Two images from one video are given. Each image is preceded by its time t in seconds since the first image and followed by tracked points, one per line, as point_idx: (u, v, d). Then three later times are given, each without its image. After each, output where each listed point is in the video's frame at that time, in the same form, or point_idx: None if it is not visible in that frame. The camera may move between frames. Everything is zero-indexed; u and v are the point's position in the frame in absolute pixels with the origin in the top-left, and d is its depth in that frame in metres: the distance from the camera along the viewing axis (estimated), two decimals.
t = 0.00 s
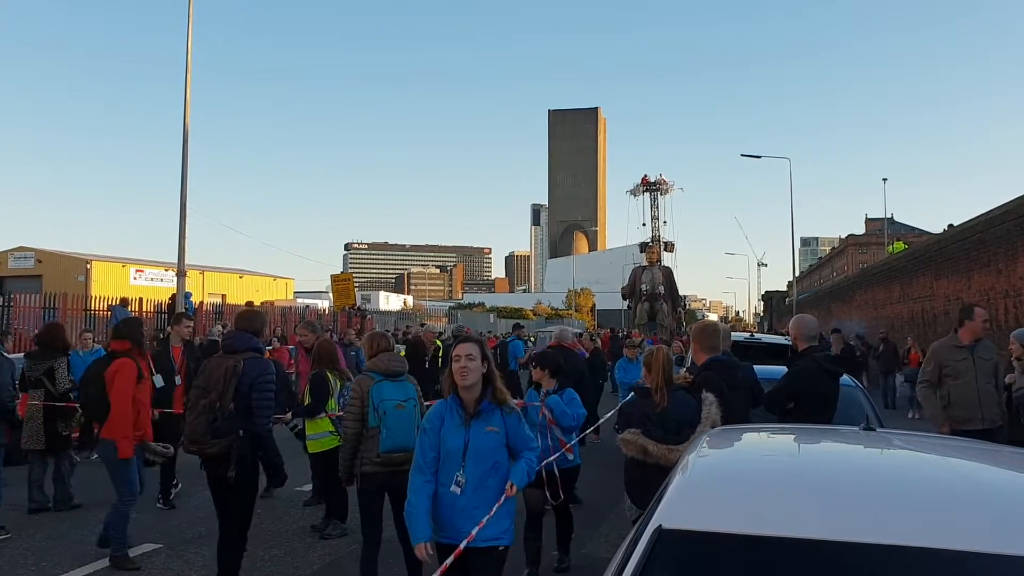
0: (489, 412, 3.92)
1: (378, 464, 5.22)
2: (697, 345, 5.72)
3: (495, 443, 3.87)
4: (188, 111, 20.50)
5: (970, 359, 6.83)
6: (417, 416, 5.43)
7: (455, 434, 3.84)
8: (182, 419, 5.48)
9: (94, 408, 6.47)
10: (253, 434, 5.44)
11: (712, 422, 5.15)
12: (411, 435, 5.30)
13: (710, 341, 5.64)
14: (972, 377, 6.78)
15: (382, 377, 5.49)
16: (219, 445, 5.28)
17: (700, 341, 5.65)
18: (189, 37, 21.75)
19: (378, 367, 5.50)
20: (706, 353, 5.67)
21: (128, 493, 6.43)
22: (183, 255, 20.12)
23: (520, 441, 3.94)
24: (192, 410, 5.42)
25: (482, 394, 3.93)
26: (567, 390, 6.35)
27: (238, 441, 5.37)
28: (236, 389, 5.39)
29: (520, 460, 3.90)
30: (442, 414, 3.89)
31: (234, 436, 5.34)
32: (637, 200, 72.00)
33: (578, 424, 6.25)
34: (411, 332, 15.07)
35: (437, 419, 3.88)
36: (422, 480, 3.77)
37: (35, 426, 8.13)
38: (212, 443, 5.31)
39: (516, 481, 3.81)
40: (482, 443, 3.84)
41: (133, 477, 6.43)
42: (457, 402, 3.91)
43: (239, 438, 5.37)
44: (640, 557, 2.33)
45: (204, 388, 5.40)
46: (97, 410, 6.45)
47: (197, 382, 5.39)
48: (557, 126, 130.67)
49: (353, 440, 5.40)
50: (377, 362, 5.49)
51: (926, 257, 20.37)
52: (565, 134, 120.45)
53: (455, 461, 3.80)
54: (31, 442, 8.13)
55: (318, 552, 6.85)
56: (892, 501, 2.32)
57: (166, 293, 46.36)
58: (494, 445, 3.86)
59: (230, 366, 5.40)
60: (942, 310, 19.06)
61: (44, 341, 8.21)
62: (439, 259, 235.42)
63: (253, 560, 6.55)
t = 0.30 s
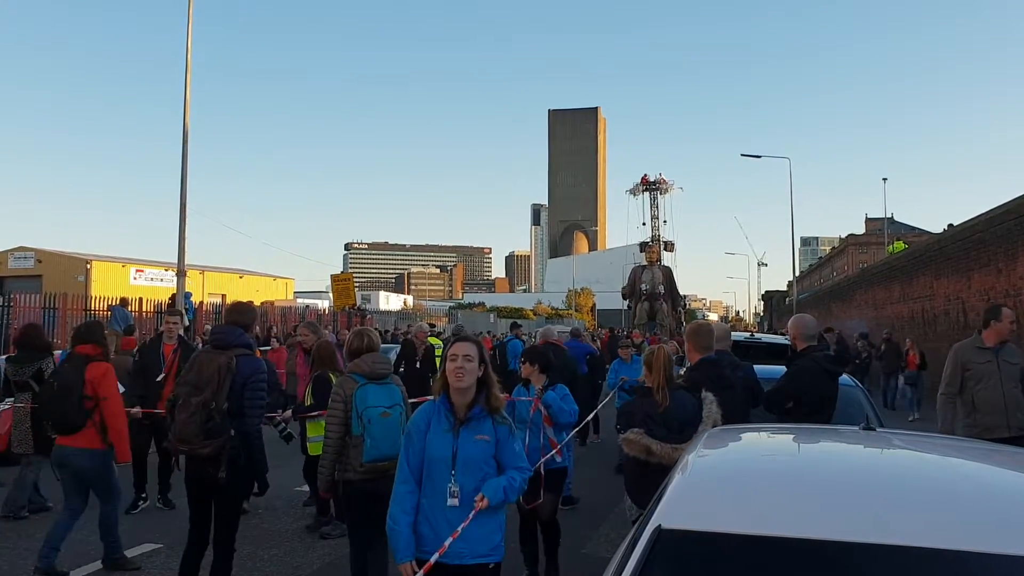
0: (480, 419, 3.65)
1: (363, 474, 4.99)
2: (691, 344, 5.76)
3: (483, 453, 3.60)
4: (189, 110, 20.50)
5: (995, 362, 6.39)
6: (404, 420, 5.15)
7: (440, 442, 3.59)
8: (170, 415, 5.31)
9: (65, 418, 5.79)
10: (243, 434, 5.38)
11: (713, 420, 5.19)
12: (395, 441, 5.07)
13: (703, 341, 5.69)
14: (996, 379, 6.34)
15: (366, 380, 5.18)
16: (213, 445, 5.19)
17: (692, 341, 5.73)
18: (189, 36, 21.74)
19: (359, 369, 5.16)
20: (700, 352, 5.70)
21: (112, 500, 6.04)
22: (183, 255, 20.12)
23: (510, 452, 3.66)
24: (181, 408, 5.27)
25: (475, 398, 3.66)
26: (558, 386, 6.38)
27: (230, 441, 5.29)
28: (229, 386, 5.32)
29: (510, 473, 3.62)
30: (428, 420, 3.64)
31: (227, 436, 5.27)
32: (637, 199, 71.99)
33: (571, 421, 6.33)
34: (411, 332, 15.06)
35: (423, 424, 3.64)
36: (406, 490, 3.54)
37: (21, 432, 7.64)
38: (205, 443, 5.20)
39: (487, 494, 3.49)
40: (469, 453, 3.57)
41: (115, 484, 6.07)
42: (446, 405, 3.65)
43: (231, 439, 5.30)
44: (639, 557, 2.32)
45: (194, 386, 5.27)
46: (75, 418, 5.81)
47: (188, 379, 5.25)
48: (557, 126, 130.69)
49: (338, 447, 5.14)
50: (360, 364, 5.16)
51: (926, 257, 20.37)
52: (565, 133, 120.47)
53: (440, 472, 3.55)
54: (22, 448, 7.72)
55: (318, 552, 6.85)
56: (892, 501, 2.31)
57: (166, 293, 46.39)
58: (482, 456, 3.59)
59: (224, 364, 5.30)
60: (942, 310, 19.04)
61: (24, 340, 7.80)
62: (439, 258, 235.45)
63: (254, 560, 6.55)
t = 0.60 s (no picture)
0: (462, 431, 3.41)
1: (341, 475, 4.94)
2: (688, 344, 5.80)
3: (466, 470, 3.36)
4: (190, 109, 20.50)
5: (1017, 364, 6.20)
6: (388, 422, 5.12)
7: (419, 458, 3.36)
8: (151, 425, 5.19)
9: (37, 413, 5.57)
10: (224, 437, 5.22)
11: (713, 420, 5.17)
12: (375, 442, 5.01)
13: (699, 341, 5.72)
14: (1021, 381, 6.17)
15: (356, 380, 5.16)
16: (193, 452, 5.08)
17: (689, 341, 5.76)
18: (189, 36, 21.71)
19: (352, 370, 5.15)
20: (696, 352, 5.74)
21: (72, 504, 5.67)
22: (184, 255, 20.11)
23: (493, 468, 3.40)
24: (159, 416, 5.17)
25: (456, 407, 3.42)
26: (558, 391, 6.20)
27: (212, 446, 5.18)
28: (207, 390, 5.19)
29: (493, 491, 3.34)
30: (405, 433, 3.42)
31: (208, 440, 5.16)
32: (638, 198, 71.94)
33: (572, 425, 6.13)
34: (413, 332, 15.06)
35: (401, 436, 3.42)
36: (379, 509, 3.39)
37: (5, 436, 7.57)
38: (185, 451, 5.10)
39: (454, 505, 3.19)
40: (449, 470, 3.34)
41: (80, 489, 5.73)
42: (425, 415, 3.43)
43: (213, 444, 5.18)
44: (640, 557, 2.32)
45: (172, 393, 5.16)
46: (46, 414, 5.58)
47: (165, 385, 5.14)
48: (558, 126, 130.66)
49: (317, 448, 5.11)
50: (352, 364, 5.16)
51: (927, 256, 20.37)
52: (566, 133, 120.46)
53: (417, 489, 3.34)
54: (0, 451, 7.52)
55: (318, 552, 6.84)
56: (890, 502, 2.31)
57: (167, 293, 46.41)
58: (464, 473, 3.35)
59: (199, 366, 5.16)
60: (943, 309, 19.03)
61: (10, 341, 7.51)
62: (440, 258, 235.48)
63: (254, 560, 6.55)
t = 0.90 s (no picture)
0: (436, 430, 3.19)
1: (321, 480, 4.94)
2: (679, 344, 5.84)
3: (442, 470, 3.14)
4: (190, 109, 20.50)
5: None
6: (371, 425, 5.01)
7: (388, 460, 3.13)
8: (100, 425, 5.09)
9: (9, 418, 5.25)
10: (174, 439, 4.93)
11: (710, 420, 5.18)
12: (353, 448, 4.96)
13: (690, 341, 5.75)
14: None
15: (338, 380, 5.05)
16: (135, 454, 4.86)
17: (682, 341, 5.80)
18: (189, 36, 21.71)
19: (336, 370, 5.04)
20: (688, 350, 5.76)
21: (22, 517, 5.28)
22: (184, 255, 20.11)
23: (471, 466, 3.21)
24: (107, 418, 5.01)
25: (428, 407, 3.21)
26: (563, 392, 6.25)
27: (160, 448, 4.92)
28: (157, 391, 4.94)
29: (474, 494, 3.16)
30: (375, 434, 3.19)
31: (153, 442, 4.91)
32: (637, 198, 71.93)
33: (571, 426, 6.09)
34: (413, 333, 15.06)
35: (370, 438, 3.19)
36: (345, 517, 3.12)
37: None
38: (130, 452, 4.88)
39: (450, 519, 3.03)
40: (423, 470, 3.11)
41: (35, 502, 5.35)
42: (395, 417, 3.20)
43: (158, 446, 4.91)
44: (641, 557, 2.33)
45: (122, 392, 5.00)
46: (18, 421, 5.26)
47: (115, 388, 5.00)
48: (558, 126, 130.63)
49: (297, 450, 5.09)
50: (333, 363, 5.04)
51: (927, 257, 20.37)
52: (565, 133, 120.48)
53: (389, 492, 3.10)
54: None
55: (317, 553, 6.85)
56: (890, 502, 2.32)
57: (167, 294, 46.40)
58: (439, 473, 3.13)
59: (148, 365, 4.94)
60: (943, 309, 19.03)
61: None
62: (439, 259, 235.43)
63: (255, 560, 6.57)
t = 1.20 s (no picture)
0: (417, 448, 2.98)
1: (292, 493, 4.72)
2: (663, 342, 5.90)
3: (422, 491, 2.93)
4: (190, 109, 20.50)
5: None
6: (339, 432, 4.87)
7: (364, 480, 2.92)
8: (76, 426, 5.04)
9: None
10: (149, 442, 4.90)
11: (710, 420, 5.18)
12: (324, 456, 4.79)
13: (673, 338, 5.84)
14: None
15: (303, 388, 4.88)
16: (111, 457, 4.83)
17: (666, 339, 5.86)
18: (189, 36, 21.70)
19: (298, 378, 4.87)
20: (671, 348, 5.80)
21: (9, 522, 5.04)
22: (184, 254, 20.11)
23: (453, 487, 3.00)
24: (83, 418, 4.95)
25: (410, 421, 3.01)
26: (567, 395, 6.23)
27: (136, 450, 4.89)
28: (134, 389, 4.91)
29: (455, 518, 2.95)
30: (351, 451, 2.99)
31: (130, 445, 4.88)
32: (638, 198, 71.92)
33: (579, 431, 6.17)
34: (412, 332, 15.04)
35: (345, 454, 2.98)
36: (322, 539, 2.88)
37: None
38: (106, 455, 4.85)
39: (433, 546, 2.82)
40: (401, 492, 2.90)
41: (21, 505, 5.12)
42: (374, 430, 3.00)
43: (135, 448, 4.89)
44: (642, 558, 2.33)
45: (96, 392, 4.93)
46: None
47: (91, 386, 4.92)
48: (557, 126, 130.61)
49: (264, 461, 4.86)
50: (296, 370, 4.85)
51: (927, 257, 20.37)
52: (565, 133, 120.45)
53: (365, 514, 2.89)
54: None
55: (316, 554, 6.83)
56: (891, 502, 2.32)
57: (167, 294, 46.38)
58: (419, 496, 2.92)
59: (125, 365, 4.91)
60: (943, 309, 19.03)
61: None
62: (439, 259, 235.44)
63: (256, 560, 6.57)
